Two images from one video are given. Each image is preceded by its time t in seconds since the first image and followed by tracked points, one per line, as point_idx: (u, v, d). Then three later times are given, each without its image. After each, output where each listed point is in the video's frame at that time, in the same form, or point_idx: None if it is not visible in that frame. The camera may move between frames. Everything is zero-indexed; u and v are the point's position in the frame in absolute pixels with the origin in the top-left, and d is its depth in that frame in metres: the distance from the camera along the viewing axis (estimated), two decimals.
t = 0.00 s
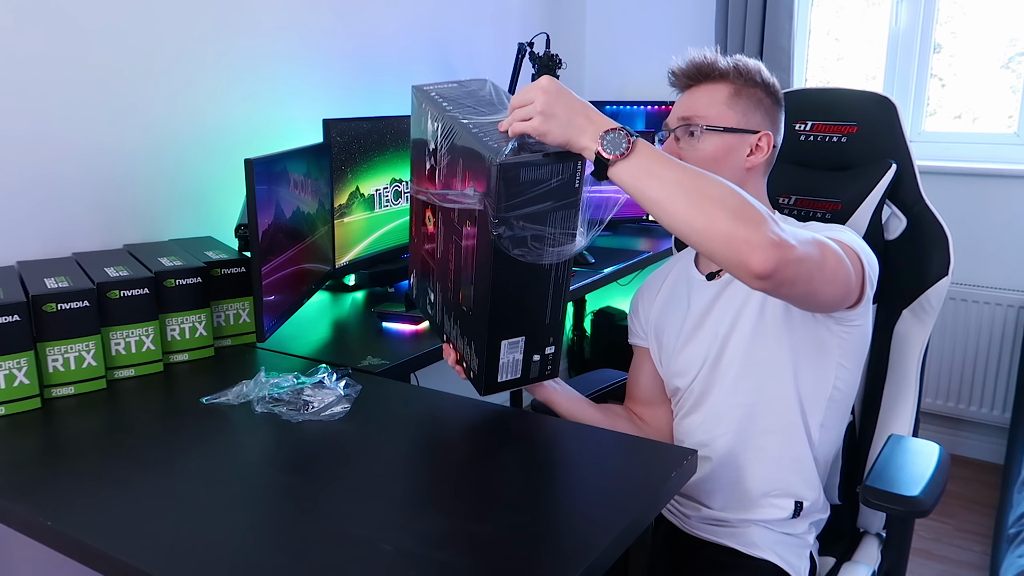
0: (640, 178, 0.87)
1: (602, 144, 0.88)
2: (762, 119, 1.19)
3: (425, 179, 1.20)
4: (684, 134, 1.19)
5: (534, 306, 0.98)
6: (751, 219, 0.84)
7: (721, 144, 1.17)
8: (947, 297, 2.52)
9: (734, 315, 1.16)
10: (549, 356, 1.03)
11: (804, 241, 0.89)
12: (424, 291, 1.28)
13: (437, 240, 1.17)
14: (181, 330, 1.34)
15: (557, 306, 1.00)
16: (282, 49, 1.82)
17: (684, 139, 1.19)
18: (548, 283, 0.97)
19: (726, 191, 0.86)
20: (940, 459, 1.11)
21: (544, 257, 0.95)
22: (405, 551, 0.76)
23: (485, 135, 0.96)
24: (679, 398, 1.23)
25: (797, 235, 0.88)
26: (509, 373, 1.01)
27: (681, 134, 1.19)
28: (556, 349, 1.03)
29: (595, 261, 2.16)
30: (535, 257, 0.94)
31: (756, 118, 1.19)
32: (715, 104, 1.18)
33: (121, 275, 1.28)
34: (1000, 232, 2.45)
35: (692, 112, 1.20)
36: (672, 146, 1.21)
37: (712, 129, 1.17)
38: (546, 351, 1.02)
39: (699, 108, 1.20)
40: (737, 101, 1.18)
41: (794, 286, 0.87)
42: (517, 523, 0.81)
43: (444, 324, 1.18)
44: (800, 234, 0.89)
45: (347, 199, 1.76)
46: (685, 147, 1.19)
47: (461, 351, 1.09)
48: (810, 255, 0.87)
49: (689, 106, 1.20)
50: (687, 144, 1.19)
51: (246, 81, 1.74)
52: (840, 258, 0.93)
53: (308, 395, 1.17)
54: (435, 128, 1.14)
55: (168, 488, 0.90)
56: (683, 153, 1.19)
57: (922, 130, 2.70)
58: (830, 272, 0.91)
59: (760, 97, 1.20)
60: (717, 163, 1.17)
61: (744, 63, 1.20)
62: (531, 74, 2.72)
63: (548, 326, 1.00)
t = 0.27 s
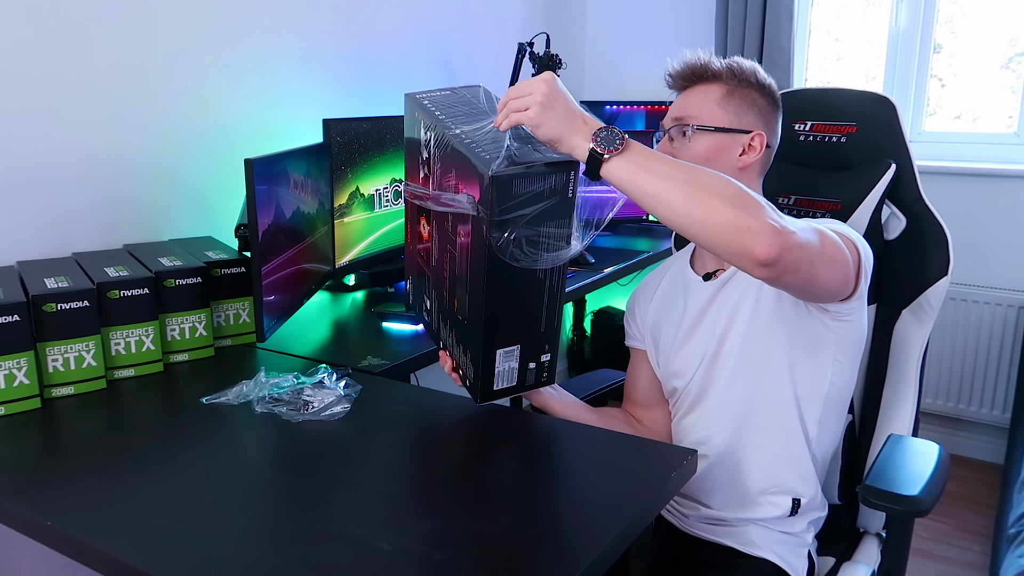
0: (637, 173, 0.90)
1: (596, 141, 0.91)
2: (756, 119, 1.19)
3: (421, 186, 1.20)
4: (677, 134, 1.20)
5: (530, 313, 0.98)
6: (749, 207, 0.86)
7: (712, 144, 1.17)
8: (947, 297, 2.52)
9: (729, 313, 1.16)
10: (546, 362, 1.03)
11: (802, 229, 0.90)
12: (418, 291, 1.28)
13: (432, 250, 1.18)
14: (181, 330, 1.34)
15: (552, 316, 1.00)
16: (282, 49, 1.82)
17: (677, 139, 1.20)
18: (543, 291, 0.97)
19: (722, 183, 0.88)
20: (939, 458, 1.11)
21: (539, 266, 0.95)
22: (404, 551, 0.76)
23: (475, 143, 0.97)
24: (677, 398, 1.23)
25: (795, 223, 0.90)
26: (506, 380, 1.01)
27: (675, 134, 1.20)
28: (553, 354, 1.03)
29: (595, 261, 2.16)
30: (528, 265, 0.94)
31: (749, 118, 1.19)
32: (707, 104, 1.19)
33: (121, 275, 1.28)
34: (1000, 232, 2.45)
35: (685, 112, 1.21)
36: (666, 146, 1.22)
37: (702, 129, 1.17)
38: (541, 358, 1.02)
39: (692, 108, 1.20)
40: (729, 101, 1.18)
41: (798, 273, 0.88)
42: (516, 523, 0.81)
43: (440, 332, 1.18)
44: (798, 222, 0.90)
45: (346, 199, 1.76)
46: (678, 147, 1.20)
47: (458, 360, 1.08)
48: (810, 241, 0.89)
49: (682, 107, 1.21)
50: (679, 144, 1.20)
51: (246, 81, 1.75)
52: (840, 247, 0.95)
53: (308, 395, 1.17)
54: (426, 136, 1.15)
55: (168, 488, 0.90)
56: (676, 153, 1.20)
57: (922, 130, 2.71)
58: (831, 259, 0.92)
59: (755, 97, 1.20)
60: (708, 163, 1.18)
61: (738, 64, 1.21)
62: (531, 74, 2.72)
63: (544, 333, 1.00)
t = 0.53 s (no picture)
0: (629, 156, 0.90)
1: (589, 127, 0.92)
2: (747, 118, 1.19)
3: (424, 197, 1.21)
4: (670, 136, 1.21)
5: (534, 323, 0.99)
6: (740, 189, 0.86)
7: (703, 144, 1.17)
8: (947, 297, 2.52)
9: (728, 312, 1.16)
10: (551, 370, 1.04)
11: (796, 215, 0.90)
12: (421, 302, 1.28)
13: (435, 257, 1.17)
14: (181, 330, 1.34)
15: (557, 325, 1.01)
16: (282, 49, 1.82)
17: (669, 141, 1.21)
18: (548, 302, 0.98)
19: (712, 167, 0.88)
20: (940, 458, 1.11)
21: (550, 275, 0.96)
22: (404, 550, 0.76)
23: (485, 151, 0.98)
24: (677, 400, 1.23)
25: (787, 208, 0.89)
26: (508, 390, 1.02)
27: (668, 136, 1.21)
28: (557, 364, 1.04)
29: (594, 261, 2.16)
30: (538, 274, 0.95)
31: (739, 116, 1.18)
32: (697, 104, 1.19)
33: (121, 275, 1.28)
34: (1000, 232, 2.45)
35: (676, 113, 1.21)
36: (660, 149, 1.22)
37: (694, 129, 1.18)
38: (545, 367, 1.03)
39: (682, 109, 1.21)
40: (718, 100, 1.18)
41: (788, 258, 0.87)
42: (516, 523, 0.81)
43: (441, 338, 1.18)
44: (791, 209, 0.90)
45: (346, 199, 1.76)
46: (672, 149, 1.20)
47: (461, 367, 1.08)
48: (803, 228, 0.88)
49: (673, 109, 1.22)
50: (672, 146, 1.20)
51: (246, 81, 1.75)
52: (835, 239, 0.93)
53: (309, 395, 1.17)
54: (434, 144, 1.15)
55: (168, 488, 0.90)
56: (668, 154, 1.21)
57: (922, 130, 2.71)
58: (824, 249, 0.91)
59: (745, 97, 1.20)
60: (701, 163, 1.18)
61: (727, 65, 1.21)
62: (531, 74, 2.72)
63: (548, 344, 1.01)
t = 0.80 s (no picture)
0: (615, 154, 0.92)
1: (580, 134, 0.95)
2: (736, 117, 1.18)
3: (427, 196, 1.21)
4: (662, 140, 1.22)
5: (534, 323, 0.99)
6: (720, 180, 0.87)
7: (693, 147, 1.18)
8: (947, 297, 2.52)
9: (721, 312, 1.17)
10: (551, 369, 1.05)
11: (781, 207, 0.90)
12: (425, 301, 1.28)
13: (438, 256, 1.17)
14: (181, 330, 1.34)
15: (557, 324, 1.01)
16: (282, 49, 1.82)
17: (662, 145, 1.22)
18: (548, 301, 0.99)
19: (695, 162, 0.89)
20: (939, 459, 1.11)
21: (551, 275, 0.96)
22: (404, 551, 0.76)
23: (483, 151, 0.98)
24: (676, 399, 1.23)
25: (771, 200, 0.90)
26: (508, 388, 1.02)
27: (660, 141, 1.22)
28: (557, 362, 1.05)
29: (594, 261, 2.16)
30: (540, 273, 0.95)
31: (728, 117, 1.18)
32: (685, 108, 1.20)
33: (121, 275, 1.28)
34: (1000, 232, 2.45)
35: (666, 117, 1.22)
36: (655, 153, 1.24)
37: (680, 133, 1.19)
38: (544, 366, 1.04)
39: (673, 113, 1.22)
40: (707, 102, 1.18)
41: (773, 246, 0.87)
42: (515, 523, 0.81)
43: (442, 336, 1.18)
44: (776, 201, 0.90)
45: (346, 199, 1.76)
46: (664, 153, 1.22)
47: (462, 368, 1.09)
48: (787, 216, 0.88)
49: (664, 113, 1.23)
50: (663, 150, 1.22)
51: (246, 81, 1.75)
52: (823, 234, 0.93)
53: (308, 395, 1.17)
54: (438, 142, 1.16)
55: (169, 488, 0.90)
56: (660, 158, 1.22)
57: (922, 130, 2.71)
58: (812, 241, 0.90)
59: (735, 97, 1.19)
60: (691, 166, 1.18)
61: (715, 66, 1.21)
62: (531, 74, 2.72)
63: (548, 343, 1.02)
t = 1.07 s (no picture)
0: (608, 140, 0.91)
1: (567, 125, 0.96)
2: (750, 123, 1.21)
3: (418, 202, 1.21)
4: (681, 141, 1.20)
5: (530, 325, 0.99)
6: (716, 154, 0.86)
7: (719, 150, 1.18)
8: (947, 297, 2.52)
9: (717, 314, 1.16)
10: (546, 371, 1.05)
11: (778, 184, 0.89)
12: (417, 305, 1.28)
13: (430, 260, 1.17)
14: (181, 330, 1.34)
15: (551, 327, 1.01)
16: (282, 49, 1.82)
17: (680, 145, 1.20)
18: (542, 305, 0.99)
19: (689, 142, 0.89)
20: (939, 459, 1.11)
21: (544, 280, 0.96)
22: (405, 551, 0.76)
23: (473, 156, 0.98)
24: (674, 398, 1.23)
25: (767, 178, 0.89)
26: (505, 391, 1.02)
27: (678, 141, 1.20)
28: (552, 364, 1.05)
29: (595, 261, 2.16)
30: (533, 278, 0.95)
31: (745, 122, 1.21)
32: (705, 109, 1.19)
33: (121, 275, 1.28)
34: (1000, 232, 2.45)
35: (686, 117, 1.20)
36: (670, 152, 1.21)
37: (708, 134, 1.18)
38: (540, 368, 1.04)
39: (690, 112, 1.20)
40: (727, 106, 1.19)
41: (774, 219, 0.85)
42: (515, 523, 0.81)
43: (438, 339, 1.18)
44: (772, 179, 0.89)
45: (347, 199, 1.76)
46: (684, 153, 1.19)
47: (457, 370, 1.09)
48: (785, 192, 0.87)
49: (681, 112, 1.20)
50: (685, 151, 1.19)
51: (246, 81, 1.75)
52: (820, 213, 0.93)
53: (308, 395, 1.17)
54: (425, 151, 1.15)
55: (169, 488, 0.90)
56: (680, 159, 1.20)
57: (922, 130, 2.71)
58: (811, 217, 0.90)
59: (746, 100, 1.22)
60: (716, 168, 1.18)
61: (729, 68, 1.21)
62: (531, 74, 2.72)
63: (542, 346, 1.02)
